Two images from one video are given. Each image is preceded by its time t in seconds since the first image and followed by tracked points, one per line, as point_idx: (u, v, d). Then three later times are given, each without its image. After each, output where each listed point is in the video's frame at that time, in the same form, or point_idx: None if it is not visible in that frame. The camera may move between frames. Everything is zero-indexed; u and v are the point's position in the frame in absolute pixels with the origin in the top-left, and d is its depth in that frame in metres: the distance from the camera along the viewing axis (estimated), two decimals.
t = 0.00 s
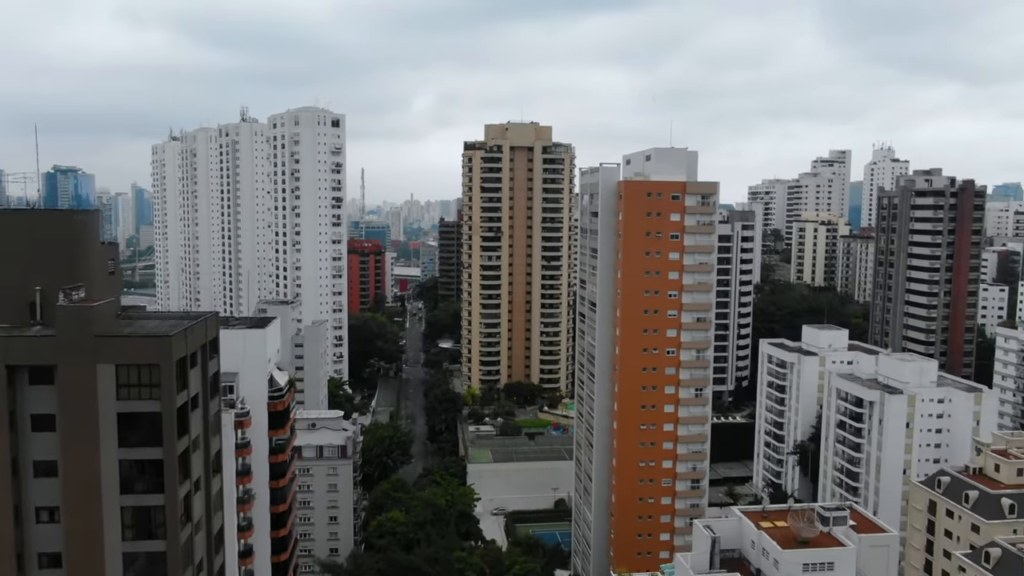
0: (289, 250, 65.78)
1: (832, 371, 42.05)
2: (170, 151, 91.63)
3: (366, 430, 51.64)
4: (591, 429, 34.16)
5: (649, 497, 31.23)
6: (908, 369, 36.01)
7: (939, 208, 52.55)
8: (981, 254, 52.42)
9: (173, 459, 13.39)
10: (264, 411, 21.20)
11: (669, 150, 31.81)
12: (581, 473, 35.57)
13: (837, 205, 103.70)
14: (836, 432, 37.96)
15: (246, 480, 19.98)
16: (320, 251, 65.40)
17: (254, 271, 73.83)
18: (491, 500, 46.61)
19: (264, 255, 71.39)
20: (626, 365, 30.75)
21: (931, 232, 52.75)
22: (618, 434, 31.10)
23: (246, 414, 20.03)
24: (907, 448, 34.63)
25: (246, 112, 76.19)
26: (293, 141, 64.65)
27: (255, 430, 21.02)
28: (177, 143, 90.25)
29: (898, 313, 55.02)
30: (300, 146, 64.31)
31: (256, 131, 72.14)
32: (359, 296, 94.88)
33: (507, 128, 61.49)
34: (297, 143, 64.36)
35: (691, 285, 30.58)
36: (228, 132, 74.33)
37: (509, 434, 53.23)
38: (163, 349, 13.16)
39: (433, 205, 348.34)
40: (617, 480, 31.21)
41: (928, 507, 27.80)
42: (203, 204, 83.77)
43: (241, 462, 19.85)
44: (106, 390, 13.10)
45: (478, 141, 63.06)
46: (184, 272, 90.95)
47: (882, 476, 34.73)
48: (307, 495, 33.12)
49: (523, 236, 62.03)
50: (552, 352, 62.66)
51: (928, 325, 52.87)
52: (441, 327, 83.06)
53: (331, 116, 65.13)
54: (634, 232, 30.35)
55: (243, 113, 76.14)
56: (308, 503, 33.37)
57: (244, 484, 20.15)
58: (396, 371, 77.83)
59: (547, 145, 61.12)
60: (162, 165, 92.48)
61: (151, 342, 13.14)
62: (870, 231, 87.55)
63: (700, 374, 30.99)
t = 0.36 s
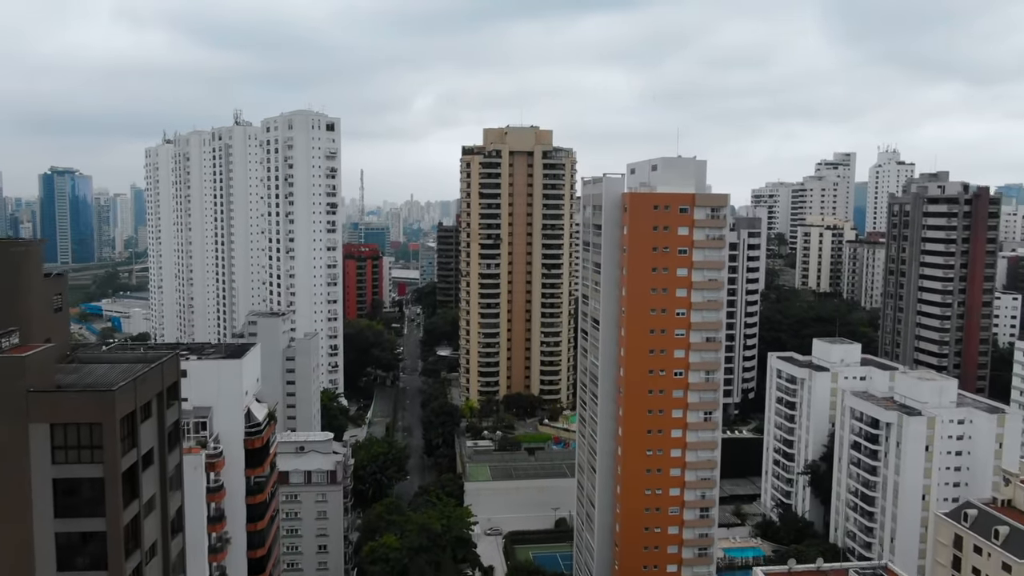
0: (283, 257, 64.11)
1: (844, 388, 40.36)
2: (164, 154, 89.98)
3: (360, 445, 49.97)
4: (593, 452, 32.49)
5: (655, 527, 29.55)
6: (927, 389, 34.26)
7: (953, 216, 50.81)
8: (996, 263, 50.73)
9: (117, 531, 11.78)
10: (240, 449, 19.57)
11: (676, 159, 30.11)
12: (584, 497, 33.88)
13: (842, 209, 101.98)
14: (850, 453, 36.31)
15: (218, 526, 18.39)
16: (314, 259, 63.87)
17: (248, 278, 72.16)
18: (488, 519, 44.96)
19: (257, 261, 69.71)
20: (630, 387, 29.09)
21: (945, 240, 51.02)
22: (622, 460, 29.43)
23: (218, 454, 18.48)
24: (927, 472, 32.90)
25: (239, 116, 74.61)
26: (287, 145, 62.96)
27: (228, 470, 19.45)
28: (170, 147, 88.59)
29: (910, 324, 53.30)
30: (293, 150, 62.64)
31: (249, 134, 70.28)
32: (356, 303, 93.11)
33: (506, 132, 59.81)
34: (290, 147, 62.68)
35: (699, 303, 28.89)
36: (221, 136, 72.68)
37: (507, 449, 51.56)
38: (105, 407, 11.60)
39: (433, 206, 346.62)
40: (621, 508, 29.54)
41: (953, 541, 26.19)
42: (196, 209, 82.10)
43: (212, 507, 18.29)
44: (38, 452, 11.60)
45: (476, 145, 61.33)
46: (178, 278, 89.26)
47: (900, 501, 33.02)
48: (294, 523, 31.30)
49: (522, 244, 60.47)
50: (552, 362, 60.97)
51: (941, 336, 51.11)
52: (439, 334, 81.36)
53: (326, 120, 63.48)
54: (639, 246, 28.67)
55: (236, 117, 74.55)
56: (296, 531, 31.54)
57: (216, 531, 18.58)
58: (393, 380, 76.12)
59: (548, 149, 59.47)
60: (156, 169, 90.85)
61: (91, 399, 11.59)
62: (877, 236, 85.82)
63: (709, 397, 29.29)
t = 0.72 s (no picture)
0: (276, 265, 62.47)
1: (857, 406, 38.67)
2: (157, 158, 88.33)
3: (354, 461, 48.35)
4: (596, 478, 30.84)
5: (663, 560, 27.86)
6: (947, 410, 32.46)
7: (967, 224, 49.11)
8: (1012, 274, 49.02)
9: None
10: (209, 494, 18.44)
11: (684, 170, 28.45)
12: (585, 525, 32.26)
13: (848, 214, 100.23)
14: (865, 477, 34.60)
15: None
16: (308, 267, 62.22)
17: (241, 286, 70.53)
18: (486, 541, 43.26)
19: (250, 269, 68.05)
20: (636, 413, 27.40)
21: (959, 249, 49.27)
22: (627, 489, 27.74)
23: (185, 503, 17.39)
24: (948, 499, 31.20)
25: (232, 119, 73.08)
26: (280, 150, 61.34)
27: (198, 518, 18.35)
28: (163, 150, 86.92)
29: (922, 335, 51.57)
30: (287, 155, 60.99)
31: (242, 138, 68.66)
32: (353, 308, 91.49)
33: (505, 137, 58.09)
34: (284, 152, 61.04)
35: (709, 323, 27.22)
36: (214, 140, 71.10)
37: (506, 466, 49.91)
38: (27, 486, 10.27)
39: (434, 207, 345.10)
40: (626, 540, 27.85)
41: None
42: (189, 214, 80.48)
43: (179, 560, 17.22)
44: None
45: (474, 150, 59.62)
46: (171, 284, 87.64)
47: (919, 530, 31.32)
48: (279, 554, 29.85)
49: (522, 252, 58.90)
50: (553, 374, 59.29)
51: (956, 349, 49.33)
52: (438, 342, 79.71)
53: (320, 124, 61.80)
54: (645, 264, 26.96)
55: (230, 121, 73.03)
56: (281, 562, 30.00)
57: None
58: (390, 390, 74.45)
59: (548, 155, 57.85)
60: (149, 172, 89.20)
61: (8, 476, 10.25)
62: (885, 242, 84.10)
63: (720, 423, 27.63)
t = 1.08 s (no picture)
0: (270, 273, 60.84)
1: (872, 427, 36.99)
2: (149, 161, 86.52)
3: (347, 478, 46.65)
4: (599, 507, 29.17)
5: None
6: (970, 434, 30.88)
7: (983, 233, 47.41)
8: None
9: None
10: (174, 544, 20.12)
11: (692, 183, 26.68)
12: (587, 556, 30.58)
13: (854, 218, 98.55)
14: (882, 503, 32.87)
15: None
16: (302, 275, 60.55)
17: (234, 293, 68.85)
18: (484, 564, 41.55)
19: (243, 276, 66.36)
20: (642, 441, 25.70)
21: (975, 259, 47.56)
22: (632, 522, 26.05)
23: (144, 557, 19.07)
24: (972, 529, 29.54)
25: (225, 123, 71.42)
26: (273, 155, 59.68)
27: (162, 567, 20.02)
28: (155, 152, 85.08)
29: (935, 347, 49.85)
30: (280, 160, 59.31)
31: (235, 142, 66.99)
32: (349, 313, 89.83)
33: (504, 142, 56.41)
34: (277, 157, 59.37)
35: (720, 346, 25.53)
36: (206, 144, 69.48)
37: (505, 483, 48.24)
38: None
39: (434, 208, 343.75)
40: None
41: None
42: (182, 220, 78.83)
43: None
44: None
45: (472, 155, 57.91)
46: (163, 290, 85.97)
47: (940, 560, 29.64)
48: None
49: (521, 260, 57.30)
50: (553, 386, 57.58)
51: (971, 362, 47.63)
52: (436, 350, 78.02)
53: (314, 128, 60.10)
54: (652, 284, 25.24)
55: (223, 124, 71.38)
56: None
57: None
58: (386, 400, 72.72)
59: (548, 160, 56.20)
60: (141, 175, 87.41)
61: None
62: (892, 248, 82.39)
63: (731, 452, 25.93)
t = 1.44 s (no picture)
0: (263, 281, 59.32)
1: (887, 446, 35.43)
2: (141, 164, 84.95)
3: (340, 496, 45.04)
4: (602, 537, 27.61)
5: None
6: (992, 459, 29.36)
7: (1000, 242, 45.76)
8: None
9: None
10: None
11: (701, 196, 25.21)
12: None
13: (859, 222, 96.93)
14: (899, 530, 31.35)
15: None
16: (296, 283, 59.00)
17: (227, 301, 67.26)
18: None
19: (236, 283, 64.80)
20: (649, 472, 24.13)
21: (990, 269, 45.93)
22: (639, 557, 24.48)
23: None
24: (997, 561, 27.97)
25: (218, 126, 69.88)
26: (266, 160, 58.14)
27: None
28: (147, 156, 83.49)
29: (949, 360, 48.21)
30: (272, 165, 57.74)
31: (228, 146, 65.42)
32: (345, 320, 88.65)
33: (503, 147, 54.85)
34: (269, 162, 57.80)
35: (732, 372, 23.95)
36: (199, 148, 67.91)
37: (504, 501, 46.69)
38: None
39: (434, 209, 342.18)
40: None
41: None
42: (175, 225, 77.24)
43: None
44: None
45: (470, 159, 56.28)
46: (156, 296, 84.33)
47: None
48: None
49: (520, 269, 55.74)
50: (553, 398, 55.97)
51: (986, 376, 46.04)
52: (434, 358, 76.45)
53: (308, 133, 58.59)
54: (660, 304, 23.67)
55: (216, 127, 69.83)
56: None
57: None
58: (383, 409, 71.13)
59: (548, 166, 54.62)
60: (134, 179, 85.84)
61: None
62: (899, 253, 80.80)
63: (744, 483, 24.39)
